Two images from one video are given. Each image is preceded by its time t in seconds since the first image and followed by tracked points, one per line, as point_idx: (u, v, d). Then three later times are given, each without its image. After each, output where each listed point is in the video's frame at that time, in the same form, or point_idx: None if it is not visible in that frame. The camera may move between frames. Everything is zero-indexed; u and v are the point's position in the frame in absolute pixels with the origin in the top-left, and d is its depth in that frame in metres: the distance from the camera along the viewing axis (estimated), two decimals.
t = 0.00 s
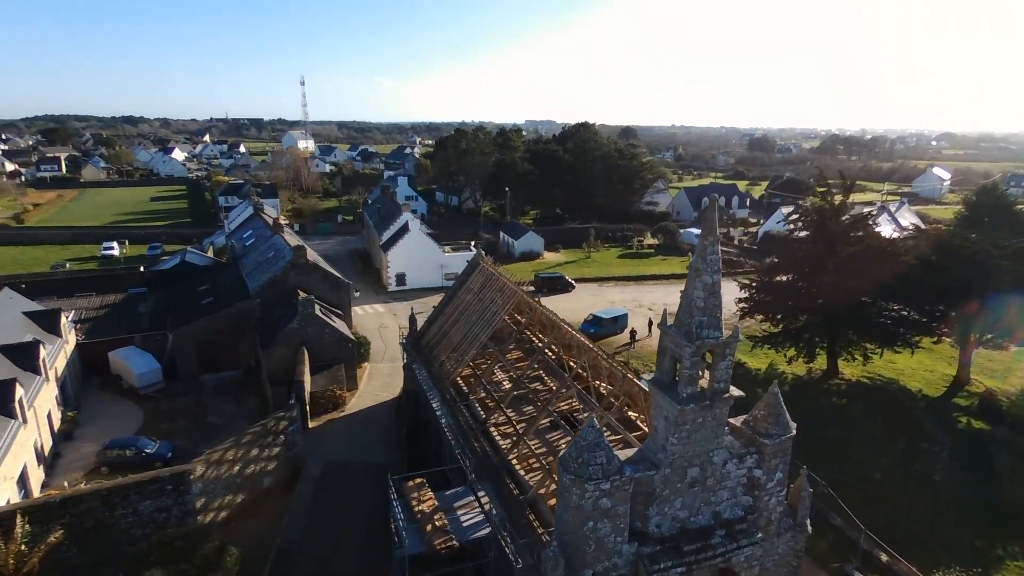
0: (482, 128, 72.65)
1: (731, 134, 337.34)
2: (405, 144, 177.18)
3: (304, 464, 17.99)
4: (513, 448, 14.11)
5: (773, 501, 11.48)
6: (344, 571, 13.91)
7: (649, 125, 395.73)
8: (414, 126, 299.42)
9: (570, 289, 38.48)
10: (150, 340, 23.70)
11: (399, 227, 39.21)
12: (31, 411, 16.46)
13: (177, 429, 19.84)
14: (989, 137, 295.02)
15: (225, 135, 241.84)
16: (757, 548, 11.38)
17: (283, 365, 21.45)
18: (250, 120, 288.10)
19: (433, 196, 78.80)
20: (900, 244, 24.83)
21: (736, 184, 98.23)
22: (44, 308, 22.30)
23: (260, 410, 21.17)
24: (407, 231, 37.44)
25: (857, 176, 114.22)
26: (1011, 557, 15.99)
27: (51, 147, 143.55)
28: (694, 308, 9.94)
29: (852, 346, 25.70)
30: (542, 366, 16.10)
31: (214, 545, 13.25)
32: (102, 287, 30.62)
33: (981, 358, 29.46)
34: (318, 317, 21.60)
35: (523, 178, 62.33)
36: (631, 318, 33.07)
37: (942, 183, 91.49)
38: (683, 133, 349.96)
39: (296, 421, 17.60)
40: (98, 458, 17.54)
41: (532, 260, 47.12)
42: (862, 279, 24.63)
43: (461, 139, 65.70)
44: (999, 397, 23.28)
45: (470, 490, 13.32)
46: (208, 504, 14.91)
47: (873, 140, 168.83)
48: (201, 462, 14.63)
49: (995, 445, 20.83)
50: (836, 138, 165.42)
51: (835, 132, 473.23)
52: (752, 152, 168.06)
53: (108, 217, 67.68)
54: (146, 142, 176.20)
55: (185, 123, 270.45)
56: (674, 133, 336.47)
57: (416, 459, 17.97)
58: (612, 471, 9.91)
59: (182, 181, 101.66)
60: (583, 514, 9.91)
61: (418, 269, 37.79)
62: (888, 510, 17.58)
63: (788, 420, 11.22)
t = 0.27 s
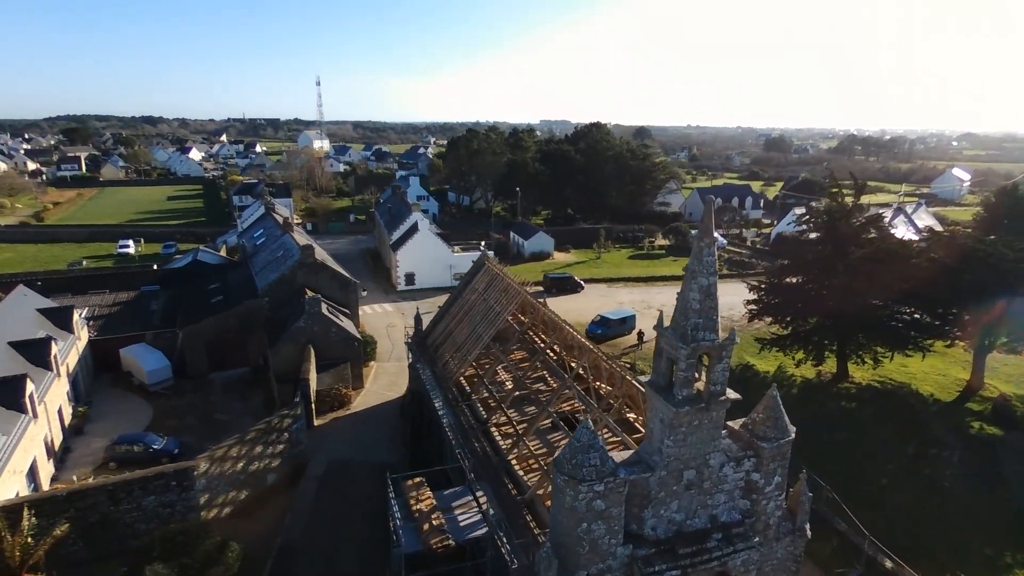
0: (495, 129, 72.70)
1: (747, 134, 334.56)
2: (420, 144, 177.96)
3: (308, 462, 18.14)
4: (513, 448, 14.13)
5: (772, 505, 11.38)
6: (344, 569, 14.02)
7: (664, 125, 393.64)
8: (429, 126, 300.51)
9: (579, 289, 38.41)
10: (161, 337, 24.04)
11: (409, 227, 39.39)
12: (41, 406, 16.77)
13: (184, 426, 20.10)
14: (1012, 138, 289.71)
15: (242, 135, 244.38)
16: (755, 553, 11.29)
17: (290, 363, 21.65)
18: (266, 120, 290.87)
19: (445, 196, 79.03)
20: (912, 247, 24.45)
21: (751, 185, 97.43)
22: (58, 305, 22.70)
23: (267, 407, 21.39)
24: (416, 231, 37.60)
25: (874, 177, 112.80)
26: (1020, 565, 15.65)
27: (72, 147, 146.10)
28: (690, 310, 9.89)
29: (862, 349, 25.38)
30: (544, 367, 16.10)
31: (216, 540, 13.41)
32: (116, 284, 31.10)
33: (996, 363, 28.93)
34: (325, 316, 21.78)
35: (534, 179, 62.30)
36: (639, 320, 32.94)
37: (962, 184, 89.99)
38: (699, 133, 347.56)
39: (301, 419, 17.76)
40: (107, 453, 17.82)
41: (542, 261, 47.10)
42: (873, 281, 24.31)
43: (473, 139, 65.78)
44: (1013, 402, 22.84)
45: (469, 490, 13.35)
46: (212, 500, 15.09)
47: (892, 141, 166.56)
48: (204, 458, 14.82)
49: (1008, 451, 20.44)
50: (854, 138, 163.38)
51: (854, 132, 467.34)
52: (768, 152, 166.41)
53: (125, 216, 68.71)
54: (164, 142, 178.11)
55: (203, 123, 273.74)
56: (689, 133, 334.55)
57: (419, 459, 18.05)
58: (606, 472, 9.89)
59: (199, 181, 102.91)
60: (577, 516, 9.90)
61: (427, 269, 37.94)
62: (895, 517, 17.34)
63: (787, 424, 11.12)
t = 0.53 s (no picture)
0: (505, 129, 72.74)
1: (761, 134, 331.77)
2: (432, 144, 178.51)
3: (312, 460, 18.28)
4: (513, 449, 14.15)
5: (770, 509, 11.30)
6: (344, 567, 14.12)
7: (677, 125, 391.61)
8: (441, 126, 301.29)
9: (587, 290, 38.32)
10: (170, 335, 24.33)
11: (417, 227, 39.51)
12: (51, 402, 17.05)
13: (191, 423, 20.34)
14: None
15: (256, 135, 246.49)
16: (752, 556, 11.22)
17: (296, 362, 21.82)
18: (280, 120, 293.20)
19: (456, 196, 79.19)
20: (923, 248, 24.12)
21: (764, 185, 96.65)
22: (70, 303, 23.05)
23: (273, 405, 21.58)
24: (424, 231, 37.72)
25: (889, 177, 111.44)
26: None
27: (90, 146, 148.23)
28: (686, 312, 9.85)
29: (871, 352, 25.08)
30: (546, 367, 16.10)
31: (218, 537, 13.55)
32: (127, 283, 31.50)
33: (1010, 367, 28.45)
34: (330, 315, 21.92)
35: (544, 179, 62.26)
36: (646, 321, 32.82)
37: (979, 185, 88.60)
38: (712, 133, 345.24)
39: (305, 418, 17.91)
40: (115, 450, 18.07)
41: (551, 261, 47.06)
42: (882, 283, 24.01)
43: (483, 140, 65.84)
44: None
45: (468, 490, 13.40)
46: (215, 497, 15.26)
47: (909, 141, 164.45)
48: (208, 455, 14.99)
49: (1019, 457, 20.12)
50: (870, 138, 161.46)
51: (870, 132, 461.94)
52: (782, 152, 164.96)
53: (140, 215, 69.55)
54: (179, 141, 180.07)
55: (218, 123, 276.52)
56: (702, 133, 332.65)
57: (422, 458, 18.12)
58: (601, 474, 9.89)
59: (213, 180, 103.98)
60: (572, 517, 9.90)
61: (435, 269, 38.06)
62: (900, 522, 17.13)
63: (785, 427, 11.04)
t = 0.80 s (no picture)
0: (518, 129, 72.77)
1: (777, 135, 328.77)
2: (446, 144, 179.11)
3: (316, 458, 18.44)
4: (513, 449, 14.16)
5: (768, 513, 11.23)
6: (344, 564, 14.23)
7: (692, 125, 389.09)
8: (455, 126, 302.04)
9: (596, 291, 38.22)
10: (180, 333, 24.66)
11: (427, 227, 39.69)
12: (61, 398, 17.36)
13: (199, 420, 20.59)
14: None
15: (272, 135, 248.69)
16: (749, 560, 11.14)
17: (303, 360, 22.02)
18: (296, 121, 295.71)
19: (468, 196, 79.34)
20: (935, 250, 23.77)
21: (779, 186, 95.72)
22: (82, 300, 23.44)
23: (279, 403, 21.78)
24: (434, 231, 37.87)
25: (908, 179, 109.84)
26: None
27: (110, 146, 150.49)
28: (681, 313, 9.81)
29: (881, 355, 24.77)
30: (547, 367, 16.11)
31: (220, 533, 13.73)
32: (140, 281, 31.95)
33: None
34: (337, 314, 22.09)
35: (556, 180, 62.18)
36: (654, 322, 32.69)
37: (1000, 186, 86.99)
38: (728, 133, 342.76)
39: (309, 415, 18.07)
40: (123, 445, 18.35)
41: (561, 261, 47.02)
42: (893, 285, 23.70)
43: (495, 140, 65.87)
44: None
45: (466, 489, 13.47)
46: (219, 493, 15.44)
47: (928, 142, 162.03)
48: (212, 452, 15.18)
49: None
50: (888, 138, 159.21)
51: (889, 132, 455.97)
52: (799, 153, 163.32)
53: (156, 214, 70.46)
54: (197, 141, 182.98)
55: (235, 124, 279.58)
56: (717, 133, 330.17)
57: (425, 457, 18.20)
58: (595, 475, 9.89)
59: (229, 180, 105.15)
60: (564, 518, 9.90)
61: (444, 269, 38.19)
62: (906, 529, 16.88)
63: (784, 430, 10.96)
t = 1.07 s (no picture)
0: (529, 129, 72.78)
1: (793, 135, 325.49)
2: (459, 144, 179.49)
3: (320, 456, 18.60)
4: (512, 449, 14.19)
5: (764, 516, 11.17)
6: (344, 562, 14.35)
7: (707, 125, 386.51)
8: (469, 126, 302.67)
9: (605, 292, 38.14)
10: (189, 331, 24.97)
11: (435, 227, 39.84)
12: (71, 394, 17.66)
13: (206, 417, 20.85)
14: None
15: (288, 134, 250.67)
16: (745, 563, 11.09)
17: (309, 358, 22.21)
18: (311, 121, 297.92)
19: (479, 196, 79.48)
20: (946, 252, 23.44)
21: (793, 187, 94.83)
22: (95, 298, 23.82)
23: (285, 401, 21.99)
24: (442, 231, 38.02)
25: (925, 180, 108.30)
26: None
27: (128, 146, 152.55)
28: (675, 315, 9.78)
29: (891, 359, 24.48)
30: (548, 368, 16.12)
31: (223, 528, 13.90)
32: (152, 279, 32.39)
33: None
34: (342, 313, 22.27)
35: (567, 180, 62.11)
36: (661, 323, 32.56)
37: (1020, 188, 85.48)
38: (743, 133, 340.14)
39: (313, 413, 18.23)
40: (131, 441, 18.63)
41: (570, 262, 46.99)
42: (902, 288, 23.40)
43: (506, 140, 65.88)
44: None
45: (465, 488, 13.51)
46: (223, 489, 15.64)
47: (947, 142, 159.65)
48: (216, 448, 15.37)
49: None
50: (906, 139, 157.02)
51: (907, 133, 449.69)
52: (815, 153, 161.66)
53: (171, 213, 71.30)
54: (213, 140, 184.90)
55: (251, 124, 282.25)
56: (732, 133, 327.76)
57: (427, 456, 18.30)
58: (588, 476, 9.89)
59: (244, 179, 106.19)
60: (558, 518, 9.92)
61: (453, 268, 38.33)
62: (911, 534, 16.66)
63: (780, 433, 10.90)
